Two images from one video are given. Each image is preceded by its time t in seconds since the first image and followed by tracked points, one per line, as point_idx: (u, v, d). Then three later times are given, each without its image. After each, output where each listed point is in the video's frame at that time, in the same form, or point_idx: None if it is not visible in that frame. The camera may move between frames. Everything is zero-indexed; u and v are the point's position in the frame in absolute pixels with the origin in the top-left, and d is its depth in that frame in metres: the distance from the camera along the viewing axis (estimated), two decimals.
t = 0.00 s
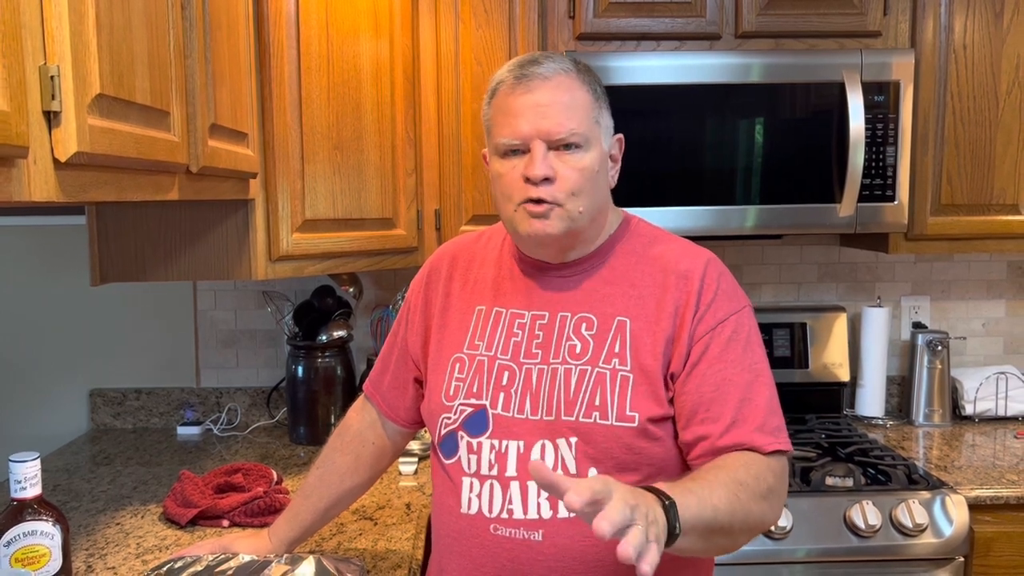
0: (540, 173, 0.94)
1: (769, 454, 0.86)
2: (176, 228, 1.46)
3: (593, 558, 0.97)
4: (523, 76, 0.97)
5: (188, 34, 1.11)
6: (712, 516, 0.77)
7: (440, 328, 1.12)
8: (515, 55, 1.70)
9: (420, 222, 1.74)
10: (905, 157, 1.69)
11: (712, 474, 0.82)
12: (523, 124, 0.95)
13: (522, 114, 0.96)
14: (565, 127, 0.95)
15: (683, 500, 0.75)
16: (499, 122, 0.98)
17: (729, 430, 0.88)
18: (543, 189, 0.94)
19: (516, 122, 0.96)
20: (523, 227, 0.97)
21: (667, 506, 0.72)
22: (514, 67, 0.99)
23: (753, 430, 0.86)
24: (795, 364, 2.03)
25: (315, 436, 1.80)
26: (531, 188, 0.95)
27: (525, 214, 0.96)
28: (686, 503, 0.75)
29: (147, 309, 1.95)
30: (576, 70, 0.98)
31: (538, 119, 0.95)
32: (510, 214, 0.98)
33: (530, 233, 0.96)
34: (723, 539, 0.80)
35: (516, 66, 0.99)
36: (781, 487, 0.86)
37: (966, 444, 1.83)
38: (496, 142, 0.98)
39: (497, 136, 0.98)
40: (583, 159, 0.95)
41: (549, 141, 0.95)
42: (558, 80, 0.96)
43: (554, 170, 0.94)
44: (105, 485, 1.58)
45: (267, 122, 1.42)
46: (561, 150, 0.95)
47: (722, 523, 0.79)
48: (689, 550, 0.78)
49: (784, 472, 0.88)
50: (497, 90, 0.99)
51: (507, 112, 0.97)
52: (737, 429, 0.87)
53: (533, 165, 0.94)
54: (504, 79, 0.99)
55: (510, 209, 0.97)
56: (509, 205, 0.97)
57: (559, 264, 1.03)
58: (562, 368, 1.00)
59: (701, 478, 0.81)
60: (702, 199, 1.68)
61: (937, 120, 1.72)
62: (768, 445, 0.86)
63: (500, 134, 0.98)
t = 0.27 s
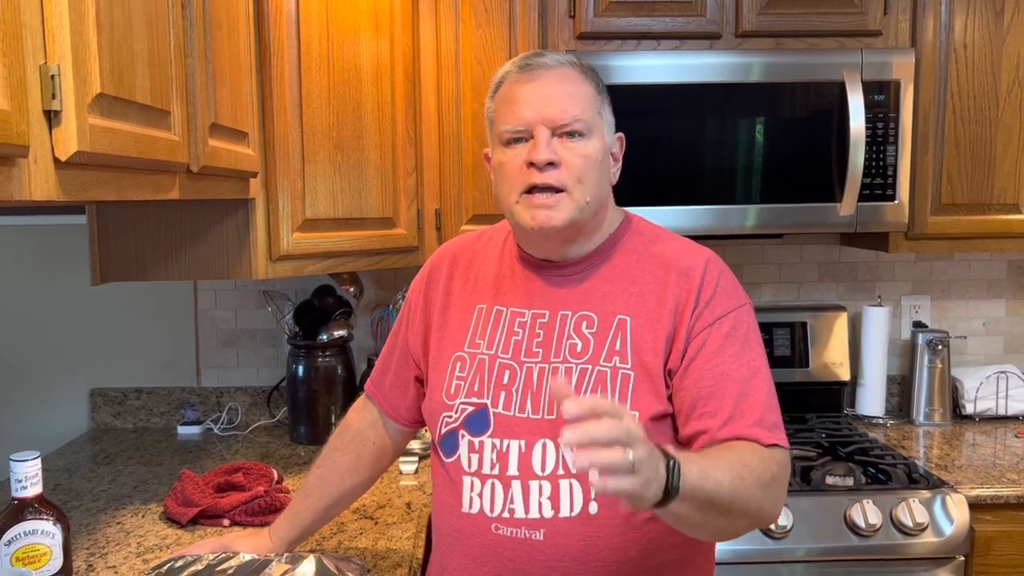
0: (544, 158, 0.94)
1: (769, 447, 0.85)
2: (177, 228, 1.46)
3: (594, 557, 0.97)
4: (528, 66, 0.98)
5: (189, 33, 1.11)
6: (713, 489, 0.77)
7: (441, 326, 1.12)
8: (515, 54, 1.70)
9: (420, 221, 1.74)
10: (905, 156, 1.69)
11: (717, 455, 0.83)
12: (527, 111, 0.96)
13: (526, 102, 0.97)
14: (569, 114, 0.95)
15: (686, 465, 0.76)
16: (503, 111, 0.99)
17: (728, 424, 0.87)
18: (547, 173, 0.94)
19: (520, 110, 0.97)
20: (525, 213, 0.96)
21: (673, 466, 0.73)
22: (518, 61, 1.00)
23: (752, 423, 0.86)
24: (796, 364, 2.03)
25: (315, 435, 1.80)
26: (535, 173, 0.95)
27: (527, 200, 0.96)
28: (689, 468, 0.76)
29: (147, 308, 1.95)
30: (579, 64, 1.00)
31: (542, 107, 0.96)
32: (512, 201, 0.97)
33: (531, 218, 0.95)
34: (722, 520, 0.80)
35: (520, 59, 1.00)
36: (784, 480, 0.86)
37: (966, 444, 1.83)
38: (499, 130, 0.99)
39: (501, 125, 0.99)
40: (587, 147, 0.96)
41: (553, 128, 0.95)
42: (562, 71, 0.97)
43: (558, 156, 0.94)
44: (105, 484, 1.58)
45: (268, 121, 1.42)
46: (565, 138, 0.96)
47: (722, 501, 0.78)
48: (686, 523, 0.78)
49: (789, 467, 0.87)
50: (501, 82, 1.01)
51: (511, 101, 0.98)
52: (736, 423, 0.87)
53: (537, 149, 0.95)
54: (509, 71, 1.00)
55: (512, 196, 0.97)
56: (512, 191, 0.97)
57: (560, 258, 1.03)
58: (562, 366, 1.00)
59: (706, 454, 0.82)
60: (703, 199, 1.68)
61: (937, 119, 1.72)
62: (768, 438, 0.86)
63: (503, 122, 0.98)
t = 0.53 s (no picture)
0: (540, 160, 0.94)
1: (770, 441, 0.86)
2: (178, 227, 1.46)
3: (595, 556, 0.97)
4: (524, 67, 0.98)
5: (190, 33, 1.11)
6: (718, 467, 0.79)
7: (442, 325, 1.12)
8: (516, 53, 1.70)
9: (421, 221, 1.74)
10: (906, 155, 1.69)
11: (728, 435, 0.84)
12: (524, 113, 0.96)
13: (522, 103, 0.97)
14: (565, 115, 0.95)
15: (696, 439, 0.77)
16: (500, 113, 0.99)
17: (729, 420, 0.87)
18: (543, 174, 0.94)
19: (517, 111, 0.97)
20: (523, 215, 0.96)
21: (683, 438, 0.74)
22: (515, 62, 1.00)
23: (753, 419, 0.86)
24: (797, 363, 2.03)
25: (316, 434, 1.80)
26: (531, 175, 0.95)
27: (525, 201, 0.96)
28: (698, 441, 0.77)
29: (148, 308, 1.95)
30: (577, 63, 0.99)
31: (539, 108, 0.96)
32: (510, 203, 0.97)
33: (529, 220, 0.96)
34: (723, 500, 0.82)
35: (518, 60, 1.00)
36: (786, 472, 0.87)
37: (968, 443, 1.83)
38: (497, 133, 0.99)
39: (498, 127, 0.99)
40: (583, 147, 0.95)
41: (549, 129, 0.95)
42: (558, 71, 0.97)
43: (554, 157, 0.94)
44: (107, 483, 1.58)
45: (269, 121, 1.42)
46: (561, 139, 0.96)
47: (726, 480, 0.80)
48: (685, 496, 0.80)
49: (792, 461, 0.88)
50: (499, 84, 1.01)
51: (508, 102, 0.98)
52: (736, 419, 0.87)
53: (533, 151, 0.95)
54: (506, 71, 1.00)
55: (510, 198, 0.97)
56: (510, 193, 0.97)
57: (561, 258, 1.03)
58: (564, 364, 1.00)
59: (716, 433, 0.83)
60: (704, 198, 1.68)
61: (938, 118, 1.72)
62: (770, 433, 0.86)
63: (500, 124, 0.98)
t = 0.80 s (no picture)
0: (542, 167, 0.94)
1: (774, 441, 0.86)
2: (179, 226, 1.46)
3: (598, 554, 0.97)
4: (524, 71, 0.98)
5: (191, 32, 1.11)
6: (717, 470, 0.79)
7: (444, 324, 1.12)
8: (517, 52, 1.70)
9: (422, 220, 1.74)
10: (908, 153, 1.69)
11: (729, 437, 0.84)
12: (525, 118, 0.96)
13: (523, 109, 0.96)
14: (566, 121, 0.95)
15: (694, 443, 0.77)
16: (500, 118, 0.98)
17: (733, 420, 0.87)
18: (545, 182, 0.94)
19: (517, 117, 0.96)
20: (527, 221, 0.97)
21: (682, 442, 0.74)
22: (515, 64, 1.00)
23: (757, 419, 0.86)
24: (799, 361, 2.03)
25: (318, 433, 1.80)
26: (533, 182, 0.95)
27: (528, 208, 0.96)
28: (697, 444, 0.77)
29: (150, 307, 1.95)
30: (576, 65, 0.99)
31: (539, 113, 0.95)
32: (514, 209, 0.98)
33: (533, 227, 0.96)
34: (723, 502, 0.82)
35: (517, 63, 1.00)
36: (788, 474, 0.86)
37: (970, 441, 1.82)
38: (498, 138, 0.99)
39: (499, 132, 0.99)
40: (584, 153, 0.95)
41: (550, 135, 0.95)
42: (558, 75, 0.97)
43: (556, 164, 0.94)
44: (109, 482, 1.58)
45: (270, 120, 1.42)
46: (563, 144, 0.95)
47: (726, 483, 0.80)
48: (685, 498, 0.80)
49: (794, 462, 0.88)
50: (499, 87, 1.00)
51: (508, 108, 0.97)
52: (740, 419, 0.87)
53: (535, 158, 0.95)
54: (506, 75, 0.99)
55: (513, 204, 0.97)
56: (513, 199, 0.98)
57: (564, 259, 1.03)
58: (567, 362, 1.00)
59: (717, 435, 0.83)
60: (705, 196, 1.68)
61: (940, 117, 1.71)
62: (773, 433, 0.86)
63: (502, 130, 0.98)
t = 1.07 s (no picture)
0: (554, 161, 0.93)
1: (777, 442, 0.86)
2: (181, 225, 1.46)
3: (600, 553, 0.97)
4: (532, 67, 0.97)
5: (193, 31, 1.11)
6: (713, 467, 0.79)
7: (446, 323, 1.12)
8: (519, 50, 1.70)
9: (424, 219, 1.74)
10: (911, 151, 1.68)
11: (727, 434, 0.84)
12: (535, 114, 0.96)
13: (532, 104, 0.96)
14: (577, 116, 0.95)
15: (688, 439, 0.78)
16: (508, 114, 0.98)
17: (736, 421, 0.87)
18: (557, 176, 0.94)
19: (527, 113, 0.96)
20: (539, 216, 0.96)
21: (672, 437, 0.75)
22: (521, 60, 1.00)
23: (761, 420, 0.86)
24: (801, 360, 2.03)
25: (320, 432, 1.80)
26: (545, 176, 0.94)
27: (539, 203, 0.95)
28: (691, 441, 0.78)
29: (152, 306, 1.95)
30: (583, 62, 0.99)
31: (549, 109, 0.95)
32: (523, 204, 0.97)
33: (544, 221, 0.95)
34: (719, 499, 0.82)
35: (523, 59, 1.00)
36: (789, 472, 0.87)
37: (972, 440, 1.82)
38: (506, 134, 0.98)
39: (507, 128, 0.98)
40: (595, 148, 0.96)
41: (561, 130, 0.95)
42: (567, 71, 0.97)
43: (567, 159, 0.94)
44: (111, 481, 1.58)
45: (272, 119, 1.41)
46: (573, 139, 0.95)
47: (722, 480, 0.80)
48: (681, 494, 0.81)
49: (796, 461, 0.88)
50: (505, 83, 1.00)
51: (517, 103, 0.97)
52: (744, 420, 0.87)
53: (546, 153, 0.94)
54: (512, 71, 0.99)
55: (523, 199, 0.96)
56: (521, 194, 0.97)
57: (567, 257, 1.03)
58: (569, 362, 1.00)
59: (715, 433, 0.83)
60: (707, 195, 1.68)
61: (942, 115, 1.71)
62: (776, 434, 0.86)
63: (510, 125, 0.98)
